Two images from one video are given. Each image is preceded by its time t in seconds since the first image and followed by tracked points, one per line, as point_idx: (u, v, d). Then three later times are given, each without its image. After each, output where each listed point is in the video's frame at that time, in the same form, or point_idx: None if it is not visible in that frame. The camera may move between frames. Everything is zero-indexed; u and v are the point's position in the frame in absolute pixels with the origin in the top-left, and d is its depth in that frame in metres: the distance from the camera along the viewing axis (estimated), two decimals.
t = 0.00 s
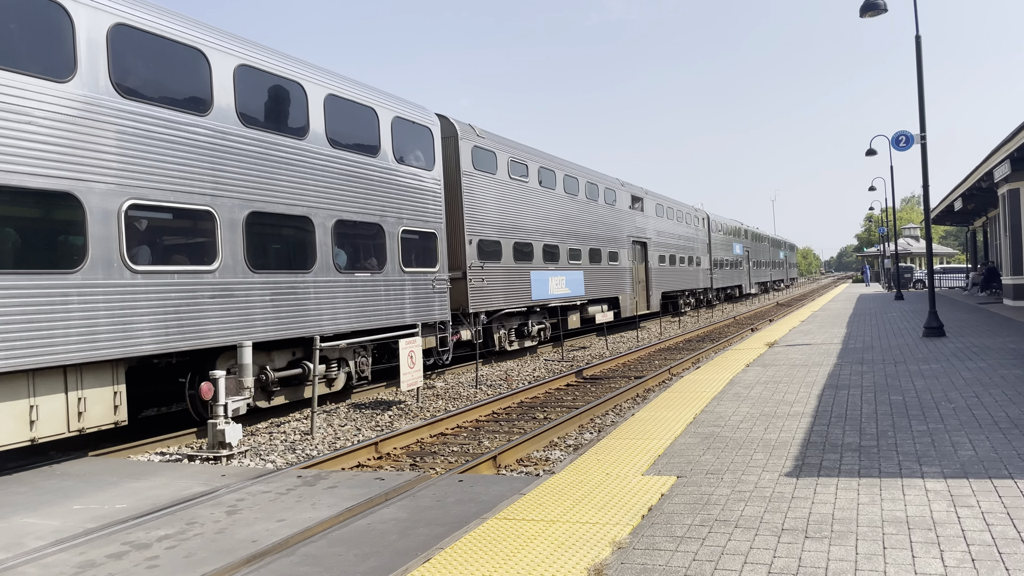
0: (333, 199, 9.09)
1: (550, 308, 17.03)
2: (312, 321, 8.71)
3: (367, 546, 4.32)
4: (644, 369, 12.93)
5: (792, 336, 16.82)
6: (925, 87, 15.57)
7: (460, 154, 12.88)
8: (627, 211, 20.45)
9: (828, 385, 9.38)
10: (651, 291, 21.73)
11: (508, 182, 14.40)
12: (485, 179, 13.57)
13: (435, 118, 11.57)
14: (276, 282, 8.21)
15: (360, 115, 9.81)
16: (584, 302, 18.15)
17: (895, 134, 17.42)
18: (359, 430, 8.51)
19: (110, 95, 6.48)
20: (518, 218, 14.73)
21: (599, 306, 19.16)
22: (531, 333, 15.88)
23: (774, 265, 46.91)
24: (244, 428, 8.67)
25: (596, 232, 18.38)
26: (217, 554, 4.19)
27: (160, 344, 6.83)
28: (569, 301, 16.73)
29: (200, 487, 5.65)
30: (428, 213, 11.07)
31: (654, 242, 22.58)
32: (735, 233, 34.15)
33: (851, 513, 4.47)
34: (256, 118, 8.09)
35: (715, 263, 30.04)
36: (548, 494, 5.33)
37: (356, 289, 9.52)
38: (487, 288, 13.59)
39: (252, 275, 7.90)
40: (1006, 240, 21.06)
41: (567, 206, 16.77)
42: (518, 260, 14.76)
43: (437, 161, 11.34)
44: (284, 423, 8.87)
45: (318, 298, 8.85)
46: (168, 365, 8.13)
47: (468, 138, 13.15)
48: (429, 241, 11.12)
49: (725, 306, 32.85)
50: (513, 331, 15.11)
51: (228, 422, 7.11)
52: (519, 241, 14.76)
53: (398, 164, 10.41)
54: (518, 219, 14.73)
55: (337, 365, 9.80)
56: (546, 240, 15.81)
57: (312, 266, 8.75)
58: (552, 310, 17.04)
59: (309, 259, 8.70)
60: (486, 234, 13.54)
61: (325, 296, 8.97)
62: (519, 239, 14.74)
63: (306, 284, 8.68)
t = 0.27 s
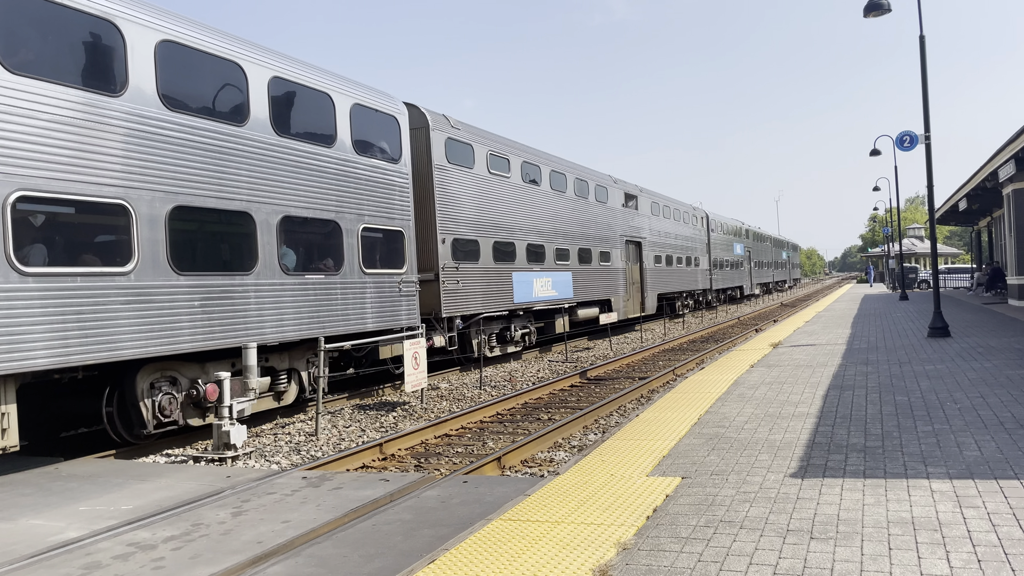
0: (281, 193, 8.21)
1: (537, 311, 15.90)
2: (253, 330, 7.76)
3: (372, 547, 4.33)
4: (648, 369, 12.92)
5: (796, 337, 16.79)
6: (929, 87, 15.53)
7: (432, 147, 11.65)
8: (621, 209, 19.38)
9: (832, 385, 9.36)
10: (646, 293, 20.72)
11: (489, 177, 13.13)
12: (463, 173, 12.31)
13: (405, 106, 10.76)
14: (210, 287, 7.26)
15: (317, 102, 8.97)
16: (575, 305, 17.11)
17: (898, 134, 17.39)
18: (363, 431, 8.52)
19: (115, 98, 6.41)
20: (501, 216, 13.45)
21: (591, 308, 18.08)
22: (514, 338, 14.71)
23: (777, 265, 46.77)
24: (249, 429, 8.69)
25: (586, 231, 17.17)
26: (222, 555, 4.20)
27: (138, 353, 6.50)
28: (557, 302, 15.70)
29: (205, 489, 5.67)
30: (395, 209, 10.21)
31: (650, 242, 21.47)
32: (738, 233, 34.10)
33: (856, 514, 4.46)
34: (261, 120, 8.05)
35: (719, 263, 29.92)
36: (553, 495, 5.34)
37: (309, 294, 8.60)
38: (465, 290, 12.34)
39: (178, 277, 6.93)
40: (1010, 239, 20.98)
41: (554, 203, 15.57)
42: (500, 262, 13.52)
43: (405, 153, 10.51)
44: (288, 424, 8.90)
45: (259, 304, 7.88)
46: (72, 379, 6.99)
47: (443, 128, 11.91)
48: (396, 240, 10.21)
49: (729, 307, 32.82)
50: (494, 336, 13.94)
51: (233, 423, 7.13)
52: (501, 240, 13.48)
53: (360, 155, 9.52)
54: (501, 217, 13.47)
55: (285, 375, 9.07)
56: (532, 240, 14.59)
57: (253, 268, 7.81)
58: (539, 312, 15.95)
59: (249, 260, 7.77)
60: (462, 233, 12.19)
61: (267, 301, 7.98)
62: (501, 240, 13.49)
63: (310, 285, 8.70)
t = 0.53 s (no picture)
0: (216, 186, 7.48)
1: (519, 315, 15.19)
2: (179, 339, 6.98)
3: (375, 550, 4.34)
4: (651, 372, 12.90)
5: (799, 340, 16.76)
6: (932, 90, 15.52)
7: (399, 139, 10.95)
8: (613, 208, 18.82)
9: (836, 389, 9.35)
10: (641, 294, 20.34)
11: (464, 172, 12.49)
12: (434, 168, 11.66)
13: (363, 94, 10.00)
14: (131, 292, 6.55)
15: (260, 90, 8.28)
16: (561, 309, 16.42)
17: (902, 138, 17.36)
18: (366, 434, 8.53)
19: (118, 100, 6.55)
20: (477, 213, 12.80)
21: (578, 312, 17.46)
22: (494, 345, 13.97)
23: (779, 269, 46.69)
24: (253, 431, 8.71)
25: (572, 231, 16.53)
26: (226, 557, 4.22)
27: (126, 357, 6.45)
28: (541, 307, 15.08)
29: (209, 491, 5.69)
30: (353, 205, 9.45)
31: (644, 242, 20.93)
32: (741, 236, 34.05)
33: (860, 517, 4.46)
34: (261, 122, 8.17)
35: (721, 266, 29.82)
36: (556, 498, 5.34)
37: (251, 298, 7.84)
38: (435, 293, 11.64)
39: (83, 281, 6.15)
40: (1015, 243, 20.91)
41: (536, 201, 14.95)
42: (477, 262, 12.85)
43: (363, 144, 9.74)
44: (292, 427, 8.91)
45: (188, 311, 7.10)
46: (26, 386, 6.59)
47: (415, 120, 11.28)
48: (354, 238, 9.44)
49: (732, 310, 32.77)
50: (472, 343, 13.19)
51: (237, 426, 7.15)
52: (478, 239, 12.85)
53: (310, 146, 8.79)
54: (478, 215, 12.84)
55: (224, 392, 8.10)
56: (511, 240, 13.96)
57: (180, 270, 7.07)
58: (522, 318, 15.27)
59: (174, 262, 7.01)
60: (433, 231, 11.54)
61: (197, 308, 7.20)
62: (478, 239, 12.84)
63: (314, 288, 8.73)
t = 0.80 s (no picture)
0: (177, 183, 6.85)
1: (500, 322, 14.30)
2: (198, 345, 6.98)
3: (377, 553, 4.34)
4: (653, 377, 12.89)
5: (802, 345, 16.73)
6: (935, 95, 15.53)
7: (361, 130, 9.93)
8: (604, 209, 18.06)
9: (838, 393, 9.34)
10: (633, 301, 19.34)
11: (437, 167, 11.51)
12: (403, 163, 10.73)
13: (321, 80, 9.06)
14: (30, 297, 5.56)
15: (194, 69, 7.26)
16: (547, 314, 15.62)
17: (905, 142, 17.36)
18: (368, 436, 8.54)
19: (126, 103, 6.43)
20: (451, 212, 11.82)
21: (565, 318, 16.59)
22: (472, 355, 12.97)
23: (780, 273, 46.62)
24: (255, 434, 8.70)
25: (556, 232, 15.60)
26: (228, 559, 4.22)
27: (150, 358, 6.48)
28: (523, 312, 14.20)
29: (211, 493, 5.69)
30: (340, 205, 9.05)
31: (638, 245, 20.10)
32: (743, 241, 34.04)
33: (862, 523, 4.45)
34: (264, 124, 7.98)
35: (722, 270, 29.77)
36: (558, 501, 5.34)
37: (179, 305, 6.83)
38: (404, 298, 10.64)
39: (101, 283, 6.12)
40: (1017, 248, 20.89)
41: (517, 200, 14.01)
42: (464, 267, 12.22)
43: (319, 134, 8.76)
44: (294, 429, 8.92)
45: (98, 317, 6.08)
46: None
47: (380, 111, 10.30)
48: (307, 238, 8.44)
49: (733, 314, 32.74)
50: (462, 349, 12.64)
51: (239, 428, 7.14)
52: (456, 242, 12.01)
53: (256, 135, 7.81)
54: (452, 213, 11.87)
55: (149, 408, 7.16)
56: (489, 241, 13.02)
57: (90, 270, 6.03)
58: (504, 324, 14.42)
59: (82, 261, 5.98)
60: (400, 231, 10.54)
61: (112, 314, 6.20)
62: (452, 239, 11.84)
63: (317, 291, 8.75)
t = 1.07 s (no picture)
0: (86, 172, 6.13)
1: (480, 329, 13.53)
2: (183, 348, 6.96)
3: (378, 556, 4.34)
4: (655, 381, 12.88)
5: (804, 350, 16.70)
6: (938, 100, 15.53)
7: (317, 119, 9.24)
8: (592, 210, 17.49)
9: (840, 398, 9.33)
10: (625, 303, 18.87)
11: (404, 162, 10.83)
12: (369, 158, 10.11)
13: (269, 64, 8.36)
14: None
15: (116, 49, 6.57)
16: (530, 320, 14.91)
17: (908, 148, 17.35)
18: (369, 440, 8.54)
19: (128, 107, 6.56)
20: (421, 210, 11.11)
21: (549, 324, 15.86)
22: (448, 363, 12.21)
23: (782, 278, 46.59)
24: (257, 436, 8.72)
25: (538, 233, 14.89)
26: (229, 562, 4.22)
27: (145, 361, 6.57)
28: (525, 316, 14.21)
29: (212, 496, 5.70)
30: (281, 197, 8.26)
31: (629, 248, 19.49)
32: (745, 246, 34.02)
33: (864, 528, 4.44)
34: (195, 109, 7.26)
35: (722, 274, 29.78)
36: (559, 506, 5.34)
37: (97, 310, 6.18)
38: (387, 302, 10.23)
39: None
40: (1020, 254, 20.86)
41: (495, 199, 13.31)
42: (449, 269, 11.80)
43: (265, 122, 8.08)
44: (295, 432, 8.92)
45: None
46: None
47: (339, 100, 9.64)
48: (251, 236, 7.79)
49: (735, 319, 32.72)
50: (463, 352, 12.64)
51: (241, 431, 7.16)
52: (430, 243, 11.35)
53: (190, 123, 7.15)
54: (425, 211, 11.24)
55: (57, 426, 6.32)
56: (465, 242, 12.37)
57: None
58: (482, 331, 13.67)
59: None
60: (362, 230, 9.83)
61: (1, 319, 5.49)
62: (421, 239, 11.12)
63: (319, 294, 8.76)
